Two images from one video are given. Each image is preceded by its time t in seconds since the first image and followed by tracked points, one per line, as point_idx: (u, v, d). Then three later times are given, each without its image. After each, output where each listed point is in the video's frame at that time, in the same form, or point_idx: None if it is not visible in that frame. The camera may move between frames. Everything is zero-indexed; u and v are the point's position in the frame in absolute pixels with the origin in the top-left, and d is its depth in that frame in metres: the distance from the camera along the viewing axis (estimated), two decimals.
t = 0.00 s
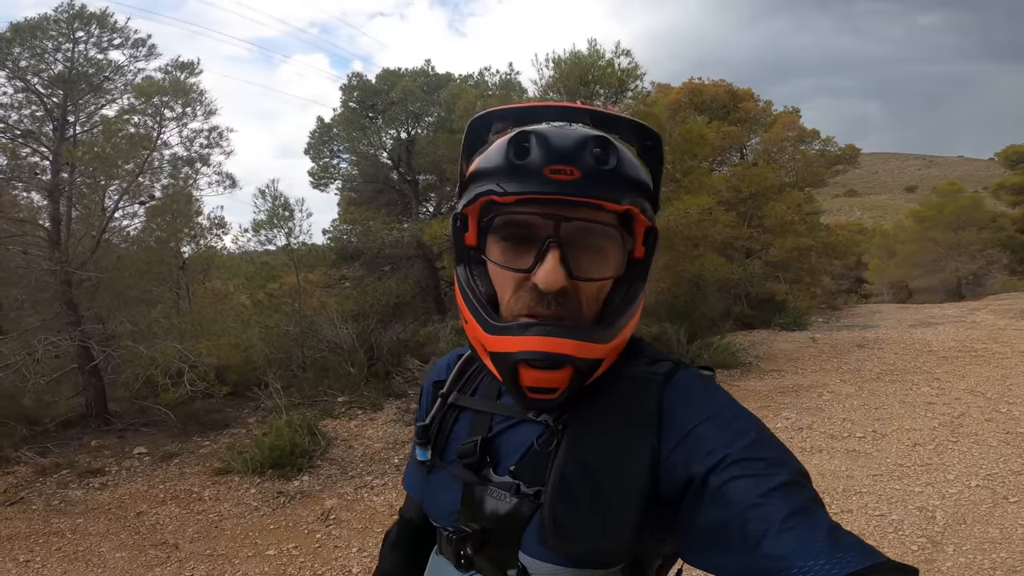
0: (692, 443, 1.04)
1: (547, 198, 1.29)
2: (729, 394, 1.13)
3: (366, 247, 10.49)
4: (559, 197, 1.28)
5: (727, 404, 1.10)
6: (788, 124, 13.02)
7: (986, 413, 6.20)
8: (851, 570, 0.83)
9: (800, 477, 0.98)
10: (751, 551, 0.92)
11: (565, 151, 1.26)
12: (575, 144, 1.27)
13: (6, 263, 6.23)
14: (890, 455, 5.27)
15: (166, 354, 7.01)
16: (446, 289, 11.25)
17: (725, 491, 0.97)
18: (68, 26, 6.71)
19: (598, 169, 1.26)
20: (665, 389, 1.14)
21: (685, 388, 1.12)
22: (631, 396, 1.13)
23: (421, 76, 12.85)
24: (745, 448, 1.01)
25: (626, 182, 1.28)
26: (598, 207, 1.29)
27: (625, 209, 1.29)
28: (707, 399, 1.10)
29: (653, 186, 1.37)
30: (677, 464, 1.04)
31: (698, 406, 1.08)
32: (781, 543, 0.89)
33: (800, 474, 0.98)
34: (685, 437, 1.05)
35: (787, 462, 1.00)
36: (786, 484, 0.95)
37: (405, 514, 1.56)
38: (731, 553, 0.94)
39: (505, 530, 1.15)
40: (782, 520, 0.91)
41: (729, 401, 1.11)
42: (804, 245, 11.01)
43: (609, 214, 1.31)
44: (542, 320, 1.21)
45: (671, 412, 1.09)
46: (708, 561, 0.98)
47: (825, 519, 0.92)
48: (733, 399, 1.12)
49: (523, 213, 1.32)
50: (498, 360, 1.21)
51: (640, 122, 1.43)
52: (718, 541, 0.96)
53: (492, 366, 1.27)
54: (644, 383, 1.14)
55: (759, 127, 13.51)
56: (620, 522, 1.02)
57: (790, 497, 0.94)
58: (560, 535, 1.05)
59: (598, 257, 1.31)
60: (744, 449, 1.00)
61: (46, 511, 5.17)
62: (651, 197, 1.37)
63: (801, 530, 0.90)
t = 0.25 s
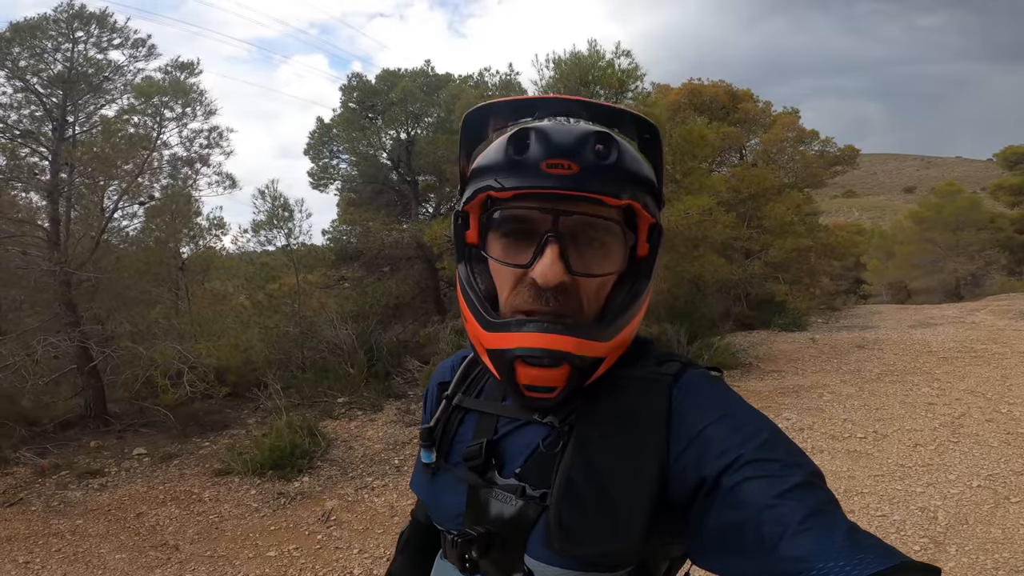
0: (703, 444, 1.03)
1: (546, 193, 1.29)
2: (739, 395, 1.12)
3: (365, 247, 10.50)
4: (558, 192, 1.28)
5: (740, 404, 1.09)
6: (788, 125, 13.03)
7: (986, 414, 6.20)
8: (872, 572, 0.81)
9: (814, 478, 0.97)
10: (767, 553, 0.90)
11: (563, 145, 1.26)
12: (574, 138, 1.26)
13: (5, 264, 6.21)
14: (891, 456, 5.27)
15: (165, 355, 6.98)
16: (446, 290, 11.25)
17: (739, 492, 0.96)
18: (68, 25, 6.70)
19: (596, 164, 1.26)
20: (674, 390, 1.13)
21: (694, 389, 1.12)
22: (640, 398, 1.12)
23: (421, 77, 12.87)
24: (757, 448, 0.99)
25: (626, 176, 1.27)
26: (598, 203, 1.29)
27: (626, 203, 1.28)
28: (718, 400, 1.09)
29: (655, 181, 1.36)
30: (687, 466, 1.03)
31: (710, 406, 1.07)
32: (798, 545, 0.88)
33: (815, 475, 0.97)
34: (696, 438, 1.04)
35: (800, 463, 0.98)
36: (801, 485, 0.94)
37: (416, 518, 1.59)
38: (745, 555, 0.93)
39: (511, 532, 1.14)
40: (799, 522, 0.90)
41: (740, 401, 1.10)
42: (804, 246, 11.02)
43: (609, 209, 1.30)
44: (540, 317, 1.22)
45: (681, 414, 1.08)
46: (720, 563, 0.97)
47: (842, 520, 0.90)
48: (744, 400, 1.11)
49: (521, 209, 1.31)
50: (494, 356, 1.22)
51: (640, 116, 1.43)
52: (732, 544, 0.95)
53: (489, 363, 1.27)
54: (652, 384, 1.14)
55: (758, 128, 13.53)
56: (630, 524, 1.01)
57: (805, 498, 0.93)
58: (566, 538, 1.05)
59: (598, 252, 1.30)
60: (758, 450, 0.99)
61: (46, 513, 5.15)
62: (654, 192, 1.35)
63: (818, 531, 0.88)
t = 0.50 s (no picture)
0: (708, 446, 1.02)
1: (524, 203, 1.28)
2: (744, 395, 1.11)
3: (365, 248, 10.49)
4: (535, 200, 1.26)
5: (744, 405, 1.07)
6: (787, 126, 13.04)
7: (986, 415, 6.20)
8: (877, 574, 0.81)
9: (820, 478, 0.96)
10: (772, 554, 0.90)
11: (536, 152, 1.25)
12: (546, 146, 1.25)
13: (4, 264, 6.19)
14: (891, 457, 5.27)
15: (164, 356, 6.96)
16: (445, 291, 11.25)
17: (744, 493, 0.95)
18: (68, 25, 6.70)
19: (571, 169, 1.24)
20: (679, 390, 1.12)
21: (700, 389, 1.10)
22: (644, 400, 1.12)
23: (421, 78, 12.87)
24: (763, 449, 0.98)
25: (604, 179, 1.25)
26: (577, 208, 1.27)
27: (606, 205, 1.25)
28: (723, 400, 1.08)
29: (641, 177, 1.33)
30: (692, 467, 1.03)
31: (714, 407, 1.06)
32: (803, 546, 0.88)
33: (820, 476, 0.96)
34: (700, 439, 1.04)
35: (806, 463, 0.97)
36: (806, 486, 0.93)
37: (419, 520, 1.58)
38: (750, 556, 0.93)
39: (516, 534, 1.14)
40: (803, 523, 0.89)
41: (745, 402, 1.08)
42: (803, 247, 11.02)
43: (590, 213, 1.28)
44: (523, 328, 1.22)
45: (685, 415, 1.08)
46: (726, 564, 0.97)
47: (848, 521, 0.90)
48: (748, 400, 1.10)
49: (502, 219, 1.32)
50: (479, 368, 1.24)
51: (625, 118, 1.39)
52: (737, 545, 0.94)
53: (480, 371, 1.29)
54: (656, 386, 1.13)
55: (758, 129, 13.54)
56: (635, 525, 1.02)
57: (810, 499, 0.92)
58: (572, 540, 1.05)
59: (582, 257, 1.28)
60: (763, 451, 0.98)
61: (45, 514, 5.14)
62: (641, 190, 1.32)
63: (823, 532, 0.88)
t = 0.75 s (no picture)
0: (711, 441, 1.00)
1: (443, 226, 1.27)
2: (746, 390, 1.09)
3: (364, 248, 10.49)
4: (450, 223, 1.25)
5: (747, 400, 1.05)
6: (786, 126, 13.05)
7: (985, 414, 6.21)
8: (881, 570, 0.82)
9: (824, 474, 0.94)
10: (776, 550, 0.90)
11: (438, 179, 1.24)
12: (447, 171, 1.23)
13: (3, 265, 6.19)
14: (890, 456, 5.27)
15: (164, 356, 6.96)
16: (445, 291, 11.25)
17: (748, 489, 0.94)
18: (68, 25, 6.70)
19: (475, 180, 1.20)
20: (682, 385, 1.09)
21: (702, 385, 1.08)
22: (645, 396, 1.09)
23: (420, 78, 12.88)
24: (766, 445, 0.96)
25: (507, 184, 1.17)
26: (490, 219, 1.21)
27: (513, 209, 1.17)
28: (725, 395, 1.05)
29: (568, 165, 1.20)
30: (695, 463, 1.01)
31: (717, 402, 1.04)
32: (807, 542, 0.87)
33: (824, 471, 0.95)
34: (703, 435, 1.01)
35: (810, 459, 0.96)
36: (810, 482, 0.92)
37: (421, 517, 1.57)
38: (753, 551, 0.92)
39: (520, 530, 1.14)
40: (807, 519, 0.88)
41: (749, 397, 1.06)
42: (802, 247, 11.04)
43: (508, 220, 1.21)
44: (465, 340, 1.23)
45: (687, 411, 1.05)
46: (730, 558, 0.96)
47: (853, 517, 0.89)
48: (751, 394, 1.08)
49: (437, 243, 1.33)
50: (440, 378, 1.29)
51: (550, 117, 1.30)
52: (742, 541, 0.94)
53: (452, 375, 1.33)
54: (658, 381, 1.10)
55: (757, 129, 13.56)
56: (638, 521, 1.00)
57: (815, 494, 0.91)
58: (575, 536, 1.04)
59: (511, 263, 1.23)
60: (767, 447, 0.96)
61: (44, 513, 5.14)
62: (565, 179, 1.19)
63: (828, 528, 0.87)
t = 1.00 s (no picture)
0: (719, 438, 0.98)
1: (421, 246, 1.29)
2: (756, 385, 1.07)
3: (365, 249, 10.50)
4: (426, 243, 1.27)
5: (756, 396, 1.03)
6: (787, 127, 13.06)
7: (986, 414, 6.22)
8: (893, 565, 0.82)
9: (835, 470, 0.93)
10: (786, 546, 0.89)
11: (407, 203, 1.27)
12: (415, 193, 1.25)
13: (5, 265, 6.18)
14: (892, 456, 5.27)
15: (166, 356, 6.97)
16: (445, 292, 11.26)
17: (756, 486, 0.92)
18: (70, 26, 6.70)
19: (443, 200, 1.21)
20: (690, 381, 1.07)
21: (711, 380, 1.06)
22: (652, 393, 1.07)
23: (420, 78, 12.89)
24: (776, 441, 0.95)
25: (469, 200, 1.19)
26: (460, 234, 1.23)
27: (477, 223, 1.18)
28: (734, 391, 1.03)
29: (529, 171, 1.19)
30: (703, 459, 0.99)
31: (725, 398, 1.02)
32: (818, 538, 0.86)
33: (836, 468, 0.94)
34: (712, 431, 1.00)
35: (821, 455, 0.95)
36: (820, 478, 0.91)
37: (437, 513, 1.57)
38: (763, 548, 0.91)
39: (533, 525, 1.15)
40: (818, 515, 0.87)
41: (758, 393, 1.04)
42: (802, 247, 11.05)
43: (477, 233, 1.22)
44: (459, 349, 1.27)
45: (695, 407, 1.03)
46: (740, 555, 0.95)
47: (864, 513, 0.89)
48: (761, 390, 1.06)
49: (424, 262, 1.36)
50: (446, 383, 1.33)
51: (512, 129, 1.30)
52: (752, 538, 0.93)
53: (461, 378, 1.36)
54: (666, 377, 1.08)
55: (757, 130, 13.58)
56: (647, 518, 1.00)
57: (825, 490, 0.90)
58: (586, 532, 1.04)
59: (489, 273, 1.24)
60: (776, 443, 0.95)
61: (46, 513, 5.14)
62: (525, 186, 1.19)
63: (839, 524, 0.86)
